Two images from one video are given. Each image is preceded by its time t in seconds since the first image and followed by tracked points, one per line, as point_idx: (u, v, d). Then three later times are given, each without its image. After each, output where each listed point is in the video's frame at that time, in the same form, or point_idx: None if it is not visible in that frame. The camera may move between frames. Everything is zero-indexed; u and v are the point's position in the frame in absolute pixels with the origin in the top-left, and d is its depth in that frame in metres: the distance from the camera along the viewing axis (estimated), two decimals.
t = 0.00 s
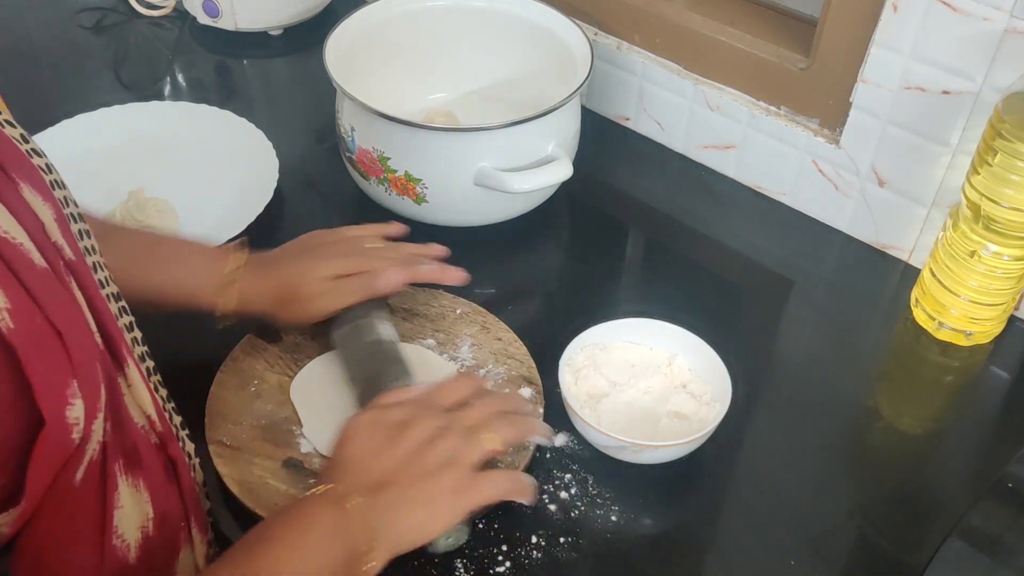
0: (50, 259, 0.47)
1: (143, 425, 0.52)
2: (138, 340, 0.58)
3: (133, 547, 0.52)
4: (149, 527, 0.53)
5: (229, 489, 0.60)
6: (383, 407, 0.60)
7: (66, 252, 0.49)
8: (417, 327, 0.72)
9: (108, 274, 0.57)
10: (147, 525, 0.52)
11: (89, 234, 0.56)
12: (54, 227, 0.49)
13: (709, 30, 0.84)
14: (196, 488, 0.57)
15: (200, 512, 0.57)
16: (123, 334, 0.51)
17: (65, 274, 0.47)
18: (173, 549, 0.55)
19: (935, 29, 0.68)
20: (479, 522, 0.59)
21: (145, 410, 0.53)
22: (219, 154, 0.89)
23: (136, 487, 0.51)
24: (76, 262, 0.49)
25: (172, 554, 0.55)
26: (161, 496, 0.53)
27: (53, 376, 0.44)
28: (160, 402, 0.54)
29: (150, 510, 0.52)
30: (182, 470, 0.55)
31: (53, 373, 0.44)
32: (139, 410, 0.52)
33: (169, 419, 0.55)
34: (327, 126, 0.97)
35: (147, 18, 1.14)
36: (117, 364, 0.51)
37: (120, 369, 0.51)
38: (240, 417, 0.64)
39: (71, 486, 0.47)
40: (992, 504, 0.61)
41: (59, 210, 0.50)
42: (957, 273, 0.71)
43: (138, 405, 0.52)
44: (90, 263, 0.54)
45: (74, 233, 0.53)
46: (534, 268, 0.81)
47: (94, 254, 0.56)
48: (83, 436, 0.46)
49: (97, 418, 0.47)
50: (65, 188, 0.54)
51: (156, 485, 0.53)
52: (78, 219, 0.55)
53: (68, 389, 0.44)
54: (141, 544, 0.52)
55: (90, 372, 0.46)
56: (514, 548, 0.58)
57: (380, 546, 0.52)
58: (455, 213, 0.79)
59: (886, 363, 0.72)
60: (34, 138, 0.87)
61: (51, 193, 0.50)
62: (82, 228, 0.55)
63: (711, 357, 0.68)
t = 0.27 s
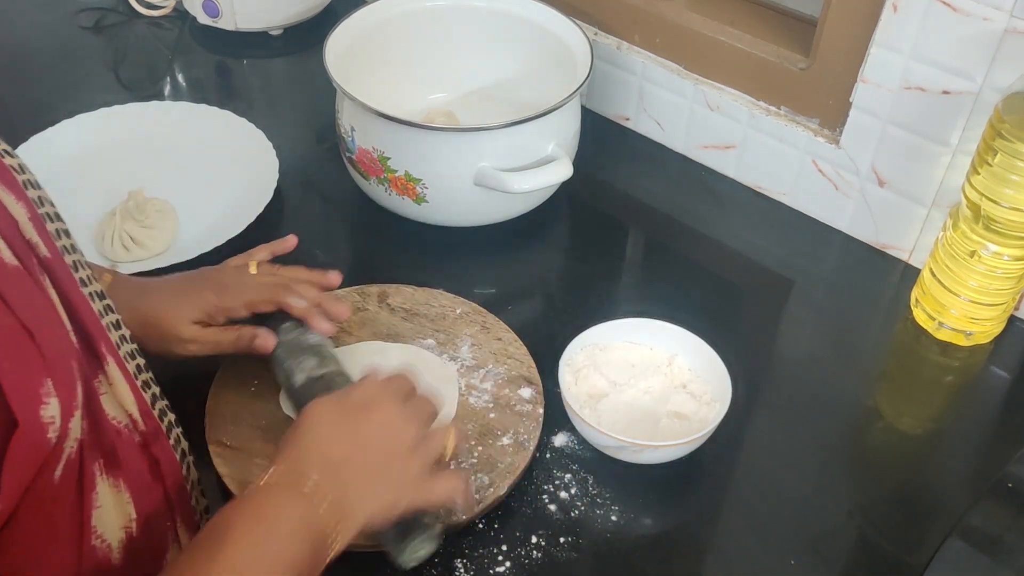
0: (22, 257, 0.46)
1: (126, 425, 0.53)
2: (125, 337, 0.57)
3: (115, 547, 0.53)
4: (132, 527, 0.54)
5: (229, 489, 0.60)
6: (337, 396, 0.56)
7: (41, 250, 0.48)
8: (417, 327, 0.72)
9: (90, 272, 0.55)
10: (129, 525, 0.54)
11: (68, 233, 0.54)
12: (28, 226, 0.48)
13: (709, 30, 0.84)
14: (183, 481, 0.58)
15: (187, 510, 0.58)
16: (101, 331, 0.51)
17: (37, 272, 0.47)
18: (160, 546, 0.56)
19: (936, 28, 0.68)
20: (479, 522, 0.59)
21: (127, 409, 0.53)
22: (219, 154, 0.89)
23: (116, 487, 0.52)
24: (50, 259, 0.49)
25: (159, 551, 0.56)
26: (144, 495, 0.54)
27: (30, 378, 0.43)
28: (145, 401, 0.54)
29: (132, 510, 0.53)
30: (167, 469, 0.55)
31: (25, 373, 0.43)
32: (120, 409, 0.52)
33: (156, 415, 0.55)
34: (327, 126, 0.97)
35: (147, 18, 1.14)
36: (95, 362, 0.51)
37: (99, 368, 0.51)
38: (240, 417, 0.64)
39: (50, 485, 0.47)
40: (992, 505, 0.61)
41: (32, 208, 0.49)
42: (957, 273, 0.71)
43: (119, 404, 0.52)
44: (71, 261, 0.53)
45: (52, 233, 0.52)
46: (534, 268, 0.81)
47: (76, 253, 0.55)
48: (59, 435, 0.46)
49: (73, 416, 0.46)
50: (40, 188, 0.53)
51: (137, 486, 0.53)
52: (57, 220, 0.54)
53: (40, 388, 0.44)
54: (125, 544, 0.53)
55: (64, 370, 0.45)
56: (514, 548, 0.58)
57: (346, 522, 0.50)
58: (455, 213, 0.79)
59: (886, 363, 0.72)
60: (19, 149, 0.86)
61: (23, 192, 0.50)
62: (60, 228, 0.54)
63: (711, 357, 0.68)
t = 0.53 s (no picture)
0: (6, 251, 0.45)
1: (110, 417, 0.53)
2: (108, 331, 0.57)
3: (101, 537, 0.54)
4: (119, 517, 0.55)
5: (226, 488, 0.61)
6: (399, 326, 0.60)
7: (22, 242, 0.48)
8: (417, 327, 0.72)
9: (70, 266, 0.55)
10: (117, 516, 0.54)
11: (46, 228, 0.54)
12: (8, 220, 0.48)
13: (709, 30, 0.84)
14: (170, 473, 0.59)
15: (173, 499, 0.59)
16: (83, 322, 0.51)
17: (20, 266, 0.46)
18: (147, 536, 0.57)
19: (936, 28, 0.68)
20: (479, 523, 0.59)
21: (110, 401, 0.53)
22: (219, 154, 0.89)
23: (101, 479, 0.52)
24: (31, 251, 0.49)
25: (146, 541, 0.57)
26: (129, 486, 0.55)
27: (16, 371, 0.43)
28: (127, 392, 0.54)
29: (118, 501, 0.54)
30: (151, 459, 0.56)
31: (14, 363, 0.43)
32: (104, 401, 0.52)
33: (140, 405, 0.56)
34: (327, 126, 0.97)
35: (147, 18, 1.14)
36: (78, 354, 0.51)
37: (82, 360, 0.51)
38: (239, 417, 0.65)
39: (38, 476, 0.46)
40: (991, 504, 0.61)
41: (11, 203, 0.49)
42: (957, 273, 0.71)
43: (103, 395, 0.52)
44: (49, 255, 0.53)
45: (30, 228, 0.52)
46: (534, 268, 0.81)
47: (54, 247, 0.54)
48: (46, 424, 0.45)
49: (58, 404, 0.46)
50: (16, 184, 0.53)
51: (123, 477, 0.54)
52: (34, 216, 0.54)
53: (30, 376, 0.43)
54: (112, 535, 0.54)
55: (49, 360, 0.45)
56: (514, 548, 0.58)
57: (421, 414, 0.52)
58: (455, 213, 0.79)
59: (886, 363, 0.72)
60: (8, 159, 0.85)
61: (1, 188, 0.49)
62: (38, 223, 0.53)
63: (711, 357, 0.68)
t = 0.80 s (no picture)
0: (5, 248, 0.46)
1: (109, 415, 0.53)
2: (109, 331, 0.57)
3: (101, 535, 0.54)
4: (119, 514, 0.55)
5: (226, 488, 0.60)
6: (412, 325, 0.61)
7: (21, 241, 0.48)
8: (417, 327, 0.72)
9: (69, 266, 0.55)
10: (116, 513, 0.55)
11: (46, 230, 0.54)
12: (7, 219, 0.48)
13: (709, 30, 0.84)
14: (171, 470, 0.59)
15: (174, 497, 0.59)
16: (82, 320, 0.51)
17: (20, 262, 0.47)
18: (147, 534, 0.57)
19: (936, 28, 0.68)
20: (479, 523, 0.59)
21: (110, 399, 0.53)
22: (220, 155, 0.89)
23: (100, 476, 0.53)
24: (30, 250, 0.49)
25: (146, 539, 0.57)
26: (128, 484, 0.55)
27: (16, 359, 0.43)
28: (127, 391, 0.54)
29: (117, 499, 0.54)
30: (150, 458, 0.56)
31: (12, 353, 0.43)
32: (104, 399, 0.52)
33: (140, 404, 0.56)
34: (327, 126, 0.97)
35: (147, 18, 1.14)
36: (77, 353, 0.51)
37: (81, 359, 0.51)
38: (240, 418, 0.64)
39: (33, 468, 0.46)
40: (992, 504, 0.61)
41: (10, 204, 0.49)
42: (957, 273, 0.71)
43: (103, 394, 0.52)
44: (49, 255, 0.53)
45: (30, 229, 0.52)
46: (534, 268, 0.81)
47: (53, 248, 0.54)
48: (44, 416, 0.45)
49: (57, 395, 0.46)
50: (16, 187, 0.53)
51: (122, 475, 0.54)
52: (34, 218, 0.53)
53: (27, 366, 0.43)
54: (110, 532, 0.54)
55: (47, 353, 0.45)
56: (514, 548, 0.58)
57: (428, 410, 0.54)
58: (455, 213, 0.79)
59: (887, 363, 0.72)
60: (7, 159, 0.85)
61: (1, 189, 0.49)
62: (37, 224, 0.53)
63: (711, 357, 0.68)
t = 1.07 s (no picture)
0: (5, 246, 0.46)
1: (110, 414, 0.53)
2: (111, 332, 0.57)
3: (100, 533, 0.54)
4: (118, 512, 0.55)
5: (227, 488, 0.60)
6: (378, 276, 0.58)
7: (22, 240, 0.48)
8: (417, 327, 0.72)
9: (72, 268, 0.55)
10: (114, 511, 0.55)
11: (48, 232, 0.54)
12: (7, 218, 0.48)
13: (709, 30, 0.84)
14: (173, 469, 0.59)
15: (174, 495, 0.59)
16: (82, 320, 0.51)
17: (19, 260, 0.46)
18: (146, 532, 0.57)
19: (935, 28, 0.68)
20: (479, 523, 0.59)
21: (110, 399, 0.53)
22: (220, 155, 0.89)
23: (100, 475, 0.53)
24: (30, 250, 0.49)
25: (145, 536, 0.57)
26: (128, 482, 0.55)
27: (15, 354, 0.42)
28: (128, 390, 0.54)
29: (117, 497, 0.54)
30: (150, 457, 0.56)
31: (12, 348, 0.42)
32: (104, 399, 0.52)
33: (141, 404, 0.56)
34: (327, 126, 0.97)
35: (147, 18, 1.14)
36: (78, 353, 0.51)
37: (81, 358, 0.51)
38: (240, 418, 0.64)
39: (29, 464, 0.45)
40: (991, 504, 0.59)
41: (11, 204, 0.49)
42: (957, 273, 0.71)
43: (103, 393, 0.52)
44: (50, 256, 0.53)
45: (31, 229, 0.52)
46: (534, 268, 0.81)
47: (55, 250, 0.54)
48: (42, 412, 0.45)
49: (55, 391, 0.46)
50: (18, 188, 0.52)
51: (122, 473, 0.54)
52: (35, 219, 0.53)
53: (26, 361, 0.43)
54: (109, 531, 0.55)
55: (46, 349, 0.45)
56: (514, 548, 0.58)
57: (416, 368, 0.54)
58: (455, 213, 0.79)
59: (887, 363, 0.72)
60: (7, 157, 0.85)
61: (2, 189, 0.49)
62: (39, 225, 0.53)
63: (711, 357, 0.68)
